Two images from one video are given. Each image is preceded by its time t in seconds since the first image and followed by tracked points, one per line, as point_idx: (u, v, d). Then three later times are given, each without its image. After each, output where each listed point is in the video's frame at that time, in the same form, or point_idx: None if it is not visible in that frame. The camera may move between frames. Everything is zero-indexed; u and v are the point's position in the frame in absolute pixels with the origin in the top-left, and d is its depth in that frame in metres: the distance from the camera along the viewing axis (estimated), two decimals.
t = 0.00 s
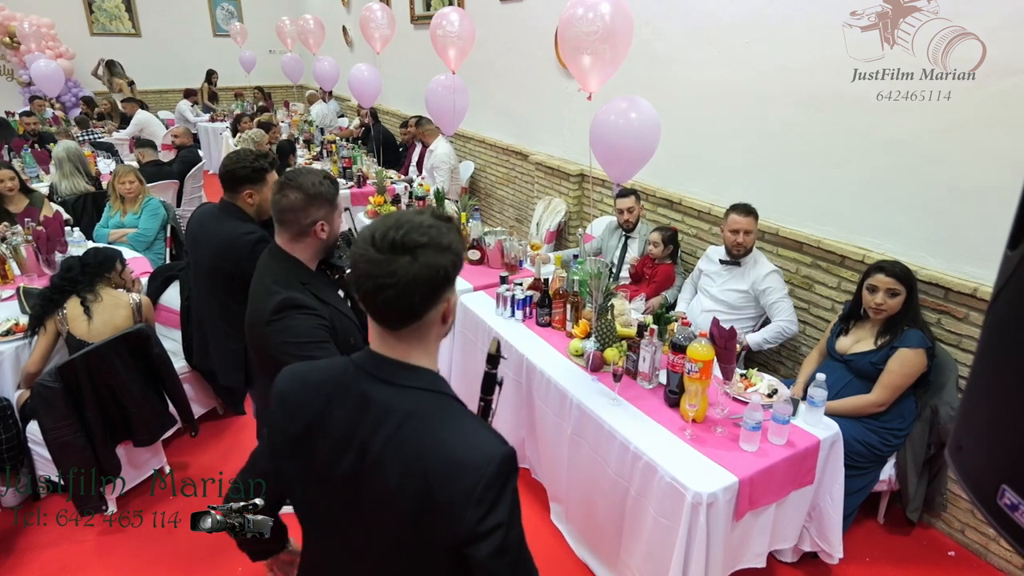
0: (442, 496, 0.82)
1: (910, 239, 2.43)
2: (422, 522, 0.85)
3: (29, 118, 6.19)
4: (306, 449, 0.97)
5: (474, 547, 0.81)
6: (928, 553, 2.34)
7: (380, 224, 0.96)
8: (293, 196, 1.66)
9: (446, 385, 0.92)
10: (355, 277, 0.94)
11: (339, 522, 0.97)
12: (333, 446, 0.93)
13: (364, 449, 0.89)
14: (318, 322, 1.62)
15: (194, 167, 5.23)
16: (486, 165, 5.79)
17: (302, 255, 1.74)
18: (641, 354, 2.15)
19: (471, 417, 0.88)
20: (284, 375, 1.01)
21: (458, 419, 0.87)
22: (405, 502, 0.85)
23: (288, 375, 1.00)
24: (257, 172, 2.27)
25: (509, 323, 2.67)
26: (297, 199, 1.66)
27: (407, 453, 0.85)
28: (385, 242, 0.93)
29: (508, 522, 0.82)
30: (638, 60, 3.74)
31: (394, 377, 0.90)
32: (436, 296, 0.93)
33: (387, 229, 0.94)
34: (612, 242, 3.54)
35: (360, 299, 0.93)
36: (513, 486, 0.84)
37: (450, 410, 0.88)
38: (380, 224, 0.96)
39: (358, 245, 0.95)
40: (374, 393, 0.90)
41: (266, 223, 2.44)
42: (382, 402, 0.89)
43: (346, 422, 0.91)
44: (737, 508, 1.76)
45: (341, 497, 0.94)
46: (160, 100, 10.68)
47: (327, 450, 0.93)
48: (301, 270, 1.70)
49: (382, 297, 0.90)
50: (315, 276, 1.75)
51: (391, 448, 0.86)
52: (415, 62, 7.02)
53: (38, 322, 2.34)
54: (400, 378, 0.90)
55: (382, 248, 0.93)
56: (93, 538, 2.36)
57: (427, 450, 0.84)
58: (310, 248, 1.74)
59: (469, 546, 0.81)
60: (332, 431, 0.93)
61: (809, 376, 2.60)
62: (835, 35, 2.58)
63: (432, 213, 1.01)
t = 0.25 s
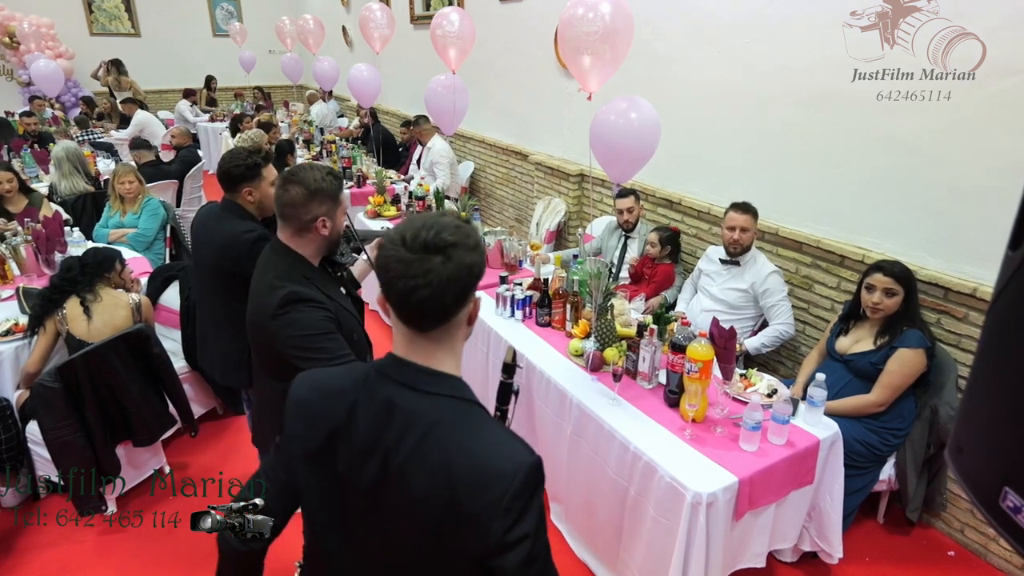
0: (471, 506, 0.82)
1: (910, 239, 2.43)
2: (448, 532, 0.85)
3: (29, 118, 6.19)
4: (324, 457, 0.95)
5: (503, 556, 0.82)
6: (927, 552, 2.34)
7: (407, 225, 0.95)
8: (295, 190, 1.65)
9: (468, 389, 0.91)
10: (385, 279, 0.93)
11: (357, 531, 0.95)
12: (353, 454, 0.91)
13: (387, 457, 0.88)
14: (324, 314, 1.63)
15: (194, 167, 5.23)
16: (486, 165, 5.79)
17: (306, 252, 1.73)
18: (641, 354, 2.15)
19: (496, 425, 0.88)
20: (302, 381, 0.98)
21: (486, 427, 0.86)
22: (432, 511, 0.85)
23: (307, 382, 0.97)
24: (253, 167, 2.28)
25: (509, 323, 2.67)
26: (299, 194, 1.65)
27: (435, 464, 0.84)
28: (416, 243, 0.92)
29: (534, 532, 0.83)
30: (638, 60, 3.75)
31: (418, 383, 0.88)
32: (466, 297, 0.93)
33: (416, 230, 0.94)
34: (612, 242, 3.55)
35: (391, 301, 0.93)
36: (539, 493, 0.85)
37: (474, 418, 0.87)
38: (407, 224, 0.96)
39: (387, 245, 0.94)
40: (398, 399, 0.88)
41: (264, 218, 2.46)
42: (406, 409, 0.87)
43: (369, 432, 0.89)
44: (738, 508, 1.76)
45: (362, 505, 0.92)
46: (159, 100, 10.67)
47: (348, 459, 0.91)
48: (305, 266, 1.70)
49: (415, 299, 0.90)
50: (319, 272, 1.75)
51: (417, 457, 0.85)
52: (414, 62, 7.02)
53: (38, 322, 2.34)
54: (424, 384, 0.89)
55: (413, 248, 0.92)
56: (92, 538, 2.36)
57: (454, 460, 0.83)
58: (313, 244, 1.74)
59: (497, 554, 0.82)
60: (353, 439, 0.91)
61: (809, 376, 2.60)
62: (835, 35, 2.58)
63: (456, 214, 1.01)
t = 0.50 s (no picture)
0: (489, 512, 0.82)
1: (909, 239, 2.43)
2: (465, 539, 0.85)
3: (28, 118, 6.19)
4: (336, 467, 0.94)
5: (523, 560, 0.83)
6: (927, 552, 2.34)
7: (422, 229, 0.95)
8: (291, 188, 1.65)
9: (479, 393, 0.91)
10: (403, 285, 0.92)
11: (368, 541, 0.94)
12: (367, 463, 0.90)
13: (402, 464, 0.87)
14: (326, 314, 1.63)
15: (193, 167, 5.23)
16: (485, 165, 5.79)
17: (303, 249, 1.73)
18: (641, 354, 2.15)
19: (510, 429, 0.88)
20: (312, 393, 0.97)
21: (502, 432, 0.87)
22: (449, 519, 0.84)
23: (317, 391, 0.96)
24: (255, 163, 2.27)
25: (509, 323, 2.67)
26: (296, 190, 1.65)
27: (453, 470, 0.84)
28: (434, 248, 0.92)
29: (552, 537, 0.85)
30: (638, 60, 3.75)
31: (430, 389, 0.88)
32: (483, 301, 0.94)
33: (434, 235, 0.94)
34: (612, 241, 3.55)
35: (409, 307, 0.92)
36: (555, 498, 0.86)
37: (487, 423, 0.87)
38: (422, 229, 0.96)
39: (404, 252, 0.93)
40: (412, 406, 0.88)
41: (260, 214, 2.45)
42: (421, 416, 0.87)
43: (383, 439, 0.89)
44: (737, 508, 1.76)
45: (376, 514, 0.92)
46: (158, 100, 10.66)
47: (362, 467, 0.91)
48: (303, 263, 1.70)
49: (436, 304, 0.89)
50: (318, 269, 1.75)
51: (434, 464, 0.85)
52: (413, 62, 7.02)
53: (37, 322, 2.34)
54: (436, 390, 0.89)
55: (431, 253, 0.92)
56: (92, 538, 2.36)
57: (471, 466, 0.83)
58: (312, 241, 1.74)
59: (517, 559, 0.83)
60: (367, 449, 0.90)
61: (808, 376, 2.60)
62: (835, 35, 2.58)
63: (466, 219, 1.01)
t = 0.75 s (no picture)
0: (491, 510, 0.82)
1: (909, 239, 2.43)
2: (469, 539, 0.84)
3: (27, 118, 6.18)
4: (340, 470, 0.95)
5: (527, 557, 0.82)
6: (927, 552, 2.34)
7: (422, 234, 0.94)
8: (262, 192, 1.62)
9: (477, 393, 0.92)
10: (410, 293, 0.91)
11: (372, 546, 0.94)
12: (367, 463, 0.90)
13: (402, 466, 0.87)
14: (316, 314, 1.62)
15: (193, 167, 5.23)
16: (484, 165, 5.79)
17: (286, 250, 1.71)
18: (640, 354, 2.15)
19: (510, 427, 0.88)
20: (315, 394, 0.99)
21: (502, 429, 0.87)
22: (451, 519, 0.84)
23: (320, 395, 0.98)
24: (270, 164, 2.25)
25: (508, 323, 2.67)
26: (267, 194, 1.62)
27: (453, 468, 0.84)
28: (441, 252, 0.93)
29: (557, 534, 0.84)
30: (637, 60, 3.75)
31: (429, 389, 0.89)
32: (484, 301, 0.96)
33: (437, 239, 0.94)
34: (611, 241, 3.56)
35: (422, 313, 0.91)
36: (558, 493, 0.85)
37: (485, 421, 0.87)
38: (422, 234, 0.95)
39: (408, 260, 0.92)
40: (411, 406, 0.88)
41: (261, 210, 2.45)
42: (420, 416, 0.87)
43: (383, 439, 0.89)
44: (737, 508, 1.76)
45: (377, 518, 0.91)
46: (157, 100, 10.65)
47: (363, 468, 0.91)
48: (286, 265, 1.69)
49: (454, 307, 0.91)
50: (303, 269, 1.74)
51: (434, 462, 0.85)
52: (413, 62, 7.02)
53: (36, 322, 2.34)
54: (436, 391, 0.89)
55: (439, 258, 0.92)
56: (92, 538, 2.35)
57: (472, 464, 0.83)
58: (293, 241, 1.71)
59: (521, 557, 0.82)
60: (368, 451, 0.90)
61: (807, 375, 2.60)
62: (835, 36, 2.58)
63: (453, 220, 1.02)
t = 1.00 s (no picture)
0: (478, 498, 0.82)
1: (909, 239, 2.43)
2: (457, 528, 0.85)
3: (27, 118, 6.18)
4: (329, 464, 0.95)
5: (514, 546, 0.82)
6: (926, 552, 2.34)
7: (407, 231, 0.96)
8: (238, 194, 1.63)
9: (464, 385, 0.93)
10: (398, 289, 0.92)
11: (362, 538, 0.94)
12: (355, 455, 0.91)
13: (390, 457, 0.88)
14: (309, 313, 1.62)
15: (192, 167, 5.23)
16: (484, 165, 5.79)
17: (274, 250, 1.73)
18: (640, 354, 2.15)
19: (496, 418, 0.89)
20: (304, 388, 1.00)
21: (488, 420, 0.88)
22: (438, 508, 0.84)
23: (308, 389, 0.98)
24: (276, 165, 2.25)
25: (508, 323, 2.67)
26: (243, 195, 1.63)
27: (441, 458, 0.84)
28: (427, 248, 0.94)
29: (543, 522, 0.84)
30: (637, 60, 3.75)
31: (416, 381, 0.90)
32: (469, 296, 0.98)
33: (422, 236, 0.95)
34: (611, 242, 3.57)
35: (409, 310, 0.92)
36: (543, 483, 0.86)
37: (471, 412, 0.88)
38: (407, 231, 0.96)
39: (395, 258, 0.93)
40: (398, 398, 0.89)
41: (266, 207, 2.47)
42: (407, 407, 0.88)
43: (370, 430, 0.90)
44: (737, 508, 1.76)
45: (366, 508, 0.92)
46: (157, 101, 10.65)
47: (351, 460, 0.92)
48: (275, 264, 1.70)
49: (442, 302, 0.92)
50: (293, 268, 1.74)
51: (420, 452, 0.85)
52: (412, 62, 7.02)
53: (36, 322, 2.34)
54: (423, 382, 0.90)
55: (426, 254, 0.94)
56: (92, 538, 2.35)
57: (458, 453, 0.83)
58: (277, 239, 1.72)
59: (508, 545, 0.82)
60: (356, 443, 0.91)
61: (806, 375, 2.60)
62: (835, 36, 2.58)
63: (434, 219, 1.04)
